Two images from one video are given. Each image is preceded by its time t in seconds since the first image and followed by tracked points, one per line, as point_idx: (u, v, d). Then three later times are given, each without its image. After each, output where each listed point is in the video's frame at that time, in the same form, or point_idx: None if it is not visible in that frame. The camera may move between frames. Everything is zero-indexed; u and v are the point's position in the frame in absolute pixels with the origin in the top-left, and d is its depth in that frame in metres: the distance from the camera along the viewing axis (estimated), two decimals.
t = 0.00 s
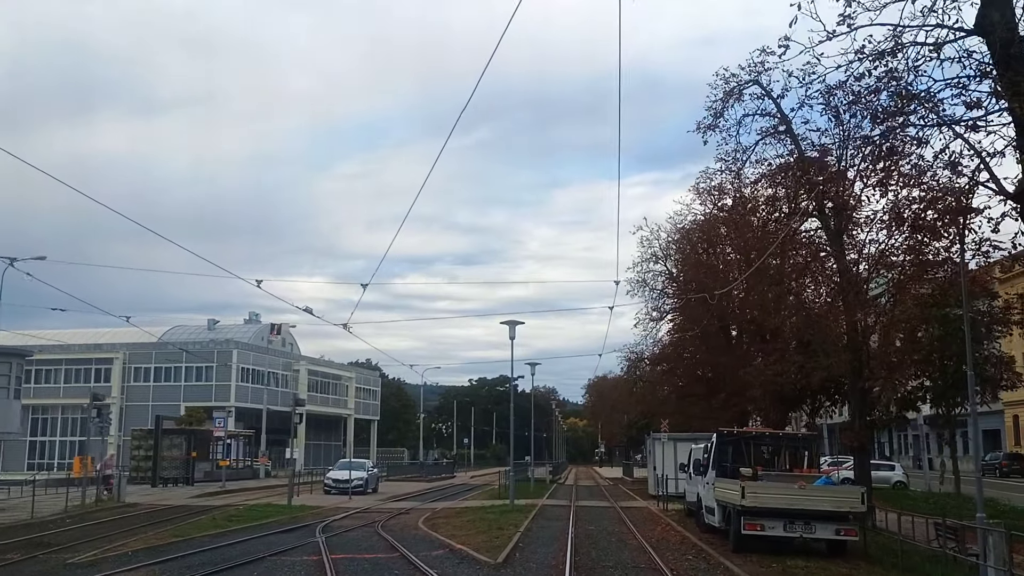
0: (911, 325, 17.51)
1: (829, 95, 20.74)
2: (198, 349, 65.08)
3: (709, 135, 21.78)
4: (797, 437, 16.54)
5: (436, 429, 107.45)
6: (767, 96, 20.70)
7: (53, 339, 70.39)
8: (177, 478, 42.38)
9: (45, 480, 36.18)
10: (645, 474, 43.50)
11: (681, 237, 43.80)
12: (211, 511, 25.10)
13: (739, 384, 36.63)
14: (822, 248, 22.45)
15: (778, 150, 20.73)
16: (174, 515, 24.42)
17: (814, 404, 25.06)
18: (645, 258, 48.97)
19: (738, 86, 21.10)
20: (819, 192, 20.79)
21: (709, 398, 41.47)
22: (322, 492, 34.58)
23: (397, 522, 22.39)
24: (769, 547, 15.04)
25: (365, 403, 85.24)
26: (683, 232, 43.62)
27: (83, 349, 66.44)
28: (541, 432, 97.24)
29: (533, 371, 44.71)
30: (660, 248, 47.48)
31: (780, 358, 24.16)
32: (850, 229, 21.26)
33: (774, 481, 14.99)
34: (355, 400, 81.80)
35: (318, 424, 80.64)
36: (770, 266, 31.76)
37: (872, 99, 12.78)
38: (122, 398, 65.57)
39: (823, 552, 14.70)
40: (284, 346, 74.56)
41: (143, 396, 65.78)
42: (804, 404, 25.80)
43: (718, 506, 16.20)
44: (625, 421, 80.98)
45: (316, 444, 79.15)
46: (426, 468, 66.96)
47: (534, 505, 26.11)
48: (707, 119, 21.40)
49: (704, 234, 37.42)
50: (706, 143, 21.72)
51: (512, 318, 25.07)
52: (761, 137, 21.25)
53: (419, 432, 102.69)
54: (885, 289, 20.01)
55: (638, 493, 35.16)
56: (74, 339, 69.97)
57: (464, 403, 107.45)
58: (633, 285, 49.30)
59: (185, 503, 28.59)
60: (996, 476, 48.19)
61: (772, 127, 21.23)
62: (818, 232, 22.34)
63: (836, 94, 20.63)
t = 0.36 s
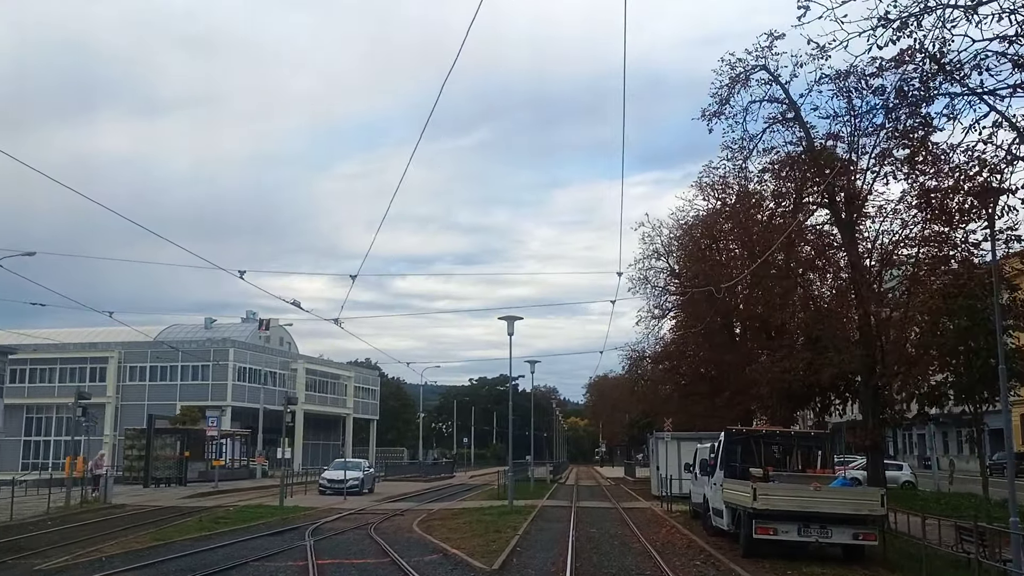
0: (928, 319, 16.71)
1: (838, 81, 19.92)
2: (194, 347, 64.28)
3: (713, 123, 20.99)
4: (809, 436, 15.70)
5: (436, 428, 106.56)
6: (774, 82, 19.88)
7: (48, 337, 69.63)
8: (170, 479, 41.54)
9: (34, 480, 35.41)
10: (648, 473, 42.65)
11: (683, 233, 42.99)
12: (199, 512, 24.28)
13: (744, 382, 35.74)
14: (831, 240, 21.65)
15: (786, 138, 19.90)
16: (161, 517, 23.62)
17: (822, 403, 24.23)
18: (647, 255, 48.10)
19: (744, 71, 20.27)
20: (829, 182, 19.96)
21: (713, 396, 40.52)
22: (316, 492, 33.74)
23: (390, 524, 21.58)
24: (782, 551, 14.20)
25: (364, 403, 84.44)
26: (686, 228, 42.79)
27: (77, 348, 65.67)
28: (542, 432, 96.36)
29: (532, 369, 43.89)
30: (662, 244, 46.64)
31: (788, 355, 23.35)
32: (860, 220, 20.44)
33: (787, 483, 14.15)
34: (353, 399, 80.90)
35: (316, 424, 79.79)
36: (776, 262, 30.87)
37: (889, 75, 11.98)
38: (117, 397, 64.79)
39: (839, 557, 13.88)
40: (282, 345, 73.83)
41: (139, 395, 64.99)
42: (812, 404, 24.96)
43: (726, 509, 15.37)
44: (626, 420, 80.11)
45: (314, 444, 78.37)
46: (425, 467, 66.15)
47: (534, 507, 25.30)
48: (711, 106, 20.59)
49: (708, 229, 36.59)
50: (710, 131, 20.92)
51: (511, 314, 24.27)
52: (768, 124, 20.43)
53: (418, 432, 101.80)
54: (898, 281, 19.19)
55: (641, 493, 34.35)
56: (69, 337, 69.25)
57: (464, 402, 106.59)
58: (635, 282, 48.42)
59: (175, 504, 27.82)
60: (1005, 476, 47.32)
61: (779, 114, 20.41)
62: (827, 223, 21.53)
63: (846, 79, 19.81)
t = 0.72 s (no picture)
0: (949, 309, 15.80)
1: (851, 62, 19.01)
2: (188, 346, 63.39)
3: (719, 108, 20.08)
4: (821, 435, 14.79)
5: (435, 428, 105.72)
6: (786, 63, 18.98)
7: (41, 337, 68.72)
8: (160, 480, 40.64)
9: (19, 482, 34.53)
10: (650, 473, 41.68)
11: (686, 229, 42.03)
12: (184, 515, 23.38)
13: (749, 381, 34.77)
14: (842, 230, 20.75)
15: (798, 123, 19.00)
16: (144, 519, 22.73)
17: (831, 403, 23.28)
18: (648, 251, 47.18)
19: (752, 53, 19.34)
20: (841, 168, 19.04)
21: (716, 396, 39.52)
22: (308, 494, 32.85)
23: (381, 528, 20.70)
24: (795, 559, 13.29)
25: (361, 403, 83.48)
26: (689, 223, 41.81)
27: (70, 347, 64.80)
28: (542, 431, 95.52)
29: (531, 368, 43.01)
30: (663, 240, 45.76)
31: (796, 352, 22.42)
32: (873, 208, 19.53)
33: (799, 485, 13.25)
34: (351, 399, 79.96)
35: (313, 424, 78.87)
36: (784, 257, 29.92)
37: (919, 39, 11.11)
38: (111, 397, 63.92)
39: (857, 565, 12.98)
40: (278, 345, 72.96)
41: (132, 395, 64.11)
42: (821, 403, 24.01)
43: (735, 513, 14.43)
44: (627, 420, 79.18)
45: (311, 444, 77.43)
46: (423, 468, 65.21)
47: (533, 510, 24.38)
48: (718, 89, 19.67)
49: (711, 224, 35.61)
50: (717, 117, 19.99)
51: (507, 310, 23.37)
52: (777, 108, 19.51)
53: (417, 432, 100.94)
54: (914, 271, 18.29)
55: (642, 495, 33.46)
56: (62, 336, 68.38)
57: (464, 402, 105.78)
58: (636, 279, 47.51)
59: (161, 506, 26.90)
60: (1013, 476, 46.42)
61: (790, 97, 19.48)
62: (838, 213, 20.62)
63: (859, 61, 18.91)
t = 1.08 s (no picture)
0: (973, 299, 14.90)
1: (865, 40, 18.07)
2: (182, 345, 62.46)
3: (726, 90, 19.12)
4: (839, 433, 13.78)
5: (435, 428, 104.87)
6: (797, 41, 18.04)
7: (34, 335, 67.83)
8: (152, 481, 39.71)
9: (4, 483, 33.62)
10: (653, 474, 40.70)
11: (690, 223, 41.06)
12: (168, 518, 22.44)
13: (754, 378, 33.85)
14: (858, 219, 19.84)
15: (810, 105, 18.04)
16: (125, 523, 21.80)
17: (843, 401, 22.27)
18: (650, 246, 46.24)
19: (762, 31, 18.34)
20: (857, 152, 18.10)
21: (720, 393, 38.54)
22: (301, 495, 31.93)
23: (372, 532, 19.76)
24: (811, 567, 12.35)
25: (360, 402, 82.52)
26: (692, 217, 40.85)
27: (63, 346, 63.88)
28: (542, 431, 94.64)
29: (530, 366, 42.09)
30: (666, 235, 44.83)
31: (805, 346, 21.45)
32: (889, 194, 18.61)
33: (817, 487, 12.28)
34: (349, 398, 79.03)
35: (310, 423, 77.93)
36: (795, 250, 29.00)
37: None
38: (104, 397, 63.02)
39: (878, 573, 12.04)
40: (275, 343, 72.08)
41: (126, 394, 63.19)
42: (831, 400, 23.07)
43: (747, 516, 13.49)
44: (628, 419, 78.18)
45: (308, 444, 76.46)
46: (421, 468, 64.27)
47: (531, 511, 23.43)
48: (725, 70, 18.70)
49: (717, 217, 34.67)
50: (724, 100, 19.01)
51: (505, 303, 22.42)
52: (788, 90, 18.54)
53: (416, 432, 100.06)
54: (933, 260, 17.34)
55: (645, 496, 32.52)
56: (55, 334, 67.46)
57: (464, 402, 104.95)
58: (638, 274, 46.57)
59: (147, 509, 26.01)
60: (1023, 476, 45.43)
61: (801, 77, 18.53)
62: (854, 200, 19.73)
63: (874, 39, 18.00)
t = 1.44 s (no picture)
0: (1005, 288, 13.97)
1: (880, 17, 17.09)
2: (177, 343, 61.53)
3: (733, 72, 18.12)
4: (858, 432, 12.83)
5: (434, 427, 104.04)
6: (809, 20, 17.09)
7: (26, 334, 66.86)
8: (143, 482, 38.76)
9: None
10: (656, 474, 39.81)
11: (693, 218, 40.09)
12: (150, 520, 21.49)
13: (760, 375, 32.89)
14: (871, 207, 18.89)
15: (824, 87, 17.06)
16: (104, 526, 20.83)
17: (854, 398, 21.32)
18: (652, 242, 45.25)
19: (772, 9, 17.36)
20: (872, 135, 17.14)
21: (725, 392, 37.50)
22: (293, 496, 31.00)
23: (362, 536, 18.79)
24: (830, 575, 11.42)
25: (358, 401, 81.57)
26: (695, 212, 39.86)
27: (56, 344, 62.92)
28: (543, 431, 93.84)
29: (530, 364, 41.17)
30: (668, 230, 43.82)
31: (815, 341, 20.48)
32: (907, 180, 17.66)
33: (836, 490, 11.35)
34: (347, 398, 78.01)
35: (308, 422, 76.98)
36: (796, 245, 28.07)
37: None
38: (98, 396, 62.14)
39: None
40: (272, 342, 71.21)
41: (120, 394, 62.33)
42: (841, 398, 22.11)
43: (759, 521, 12.57)
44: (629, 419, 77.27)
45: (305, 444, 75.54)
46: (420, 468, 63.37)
47: (529, 513, 22.50)
48: (732, 50, 17.70)
49: (721, 211, 33.70)
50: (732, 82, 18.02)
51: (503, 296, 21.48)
52: (799, 72, 17.55)
53: (415, 431, 99.16)
54: (954, 247, 16.42)
55: (648, 497, 31.65)
56: (50, 332, 66.54)
57: (463, 401, 104.14)
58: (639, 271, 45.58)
59: (131, 511, 25.09)
60: None
61: (813, 58, 17.52)
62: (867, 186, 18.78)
63: (890, 16, 17.03)
